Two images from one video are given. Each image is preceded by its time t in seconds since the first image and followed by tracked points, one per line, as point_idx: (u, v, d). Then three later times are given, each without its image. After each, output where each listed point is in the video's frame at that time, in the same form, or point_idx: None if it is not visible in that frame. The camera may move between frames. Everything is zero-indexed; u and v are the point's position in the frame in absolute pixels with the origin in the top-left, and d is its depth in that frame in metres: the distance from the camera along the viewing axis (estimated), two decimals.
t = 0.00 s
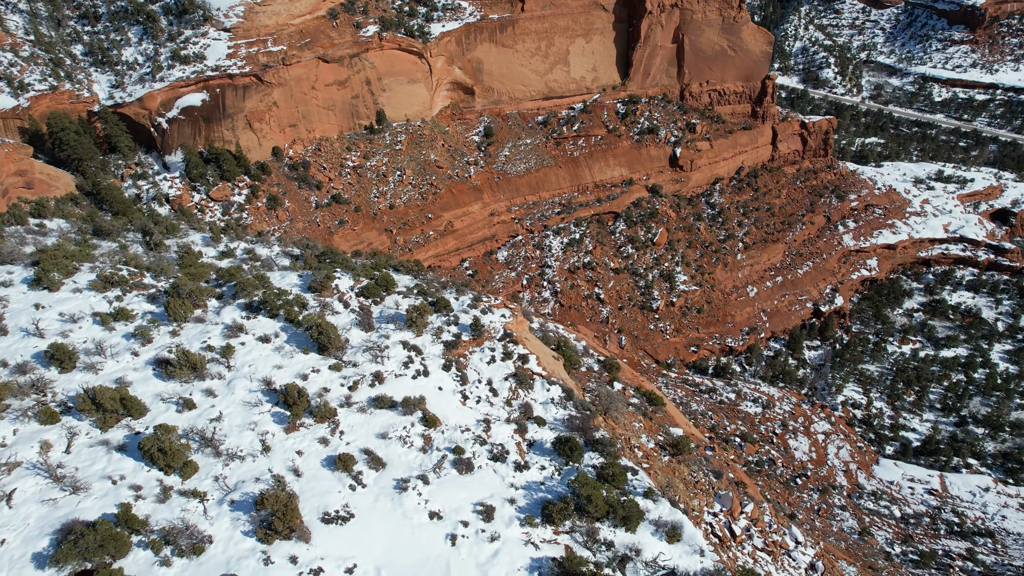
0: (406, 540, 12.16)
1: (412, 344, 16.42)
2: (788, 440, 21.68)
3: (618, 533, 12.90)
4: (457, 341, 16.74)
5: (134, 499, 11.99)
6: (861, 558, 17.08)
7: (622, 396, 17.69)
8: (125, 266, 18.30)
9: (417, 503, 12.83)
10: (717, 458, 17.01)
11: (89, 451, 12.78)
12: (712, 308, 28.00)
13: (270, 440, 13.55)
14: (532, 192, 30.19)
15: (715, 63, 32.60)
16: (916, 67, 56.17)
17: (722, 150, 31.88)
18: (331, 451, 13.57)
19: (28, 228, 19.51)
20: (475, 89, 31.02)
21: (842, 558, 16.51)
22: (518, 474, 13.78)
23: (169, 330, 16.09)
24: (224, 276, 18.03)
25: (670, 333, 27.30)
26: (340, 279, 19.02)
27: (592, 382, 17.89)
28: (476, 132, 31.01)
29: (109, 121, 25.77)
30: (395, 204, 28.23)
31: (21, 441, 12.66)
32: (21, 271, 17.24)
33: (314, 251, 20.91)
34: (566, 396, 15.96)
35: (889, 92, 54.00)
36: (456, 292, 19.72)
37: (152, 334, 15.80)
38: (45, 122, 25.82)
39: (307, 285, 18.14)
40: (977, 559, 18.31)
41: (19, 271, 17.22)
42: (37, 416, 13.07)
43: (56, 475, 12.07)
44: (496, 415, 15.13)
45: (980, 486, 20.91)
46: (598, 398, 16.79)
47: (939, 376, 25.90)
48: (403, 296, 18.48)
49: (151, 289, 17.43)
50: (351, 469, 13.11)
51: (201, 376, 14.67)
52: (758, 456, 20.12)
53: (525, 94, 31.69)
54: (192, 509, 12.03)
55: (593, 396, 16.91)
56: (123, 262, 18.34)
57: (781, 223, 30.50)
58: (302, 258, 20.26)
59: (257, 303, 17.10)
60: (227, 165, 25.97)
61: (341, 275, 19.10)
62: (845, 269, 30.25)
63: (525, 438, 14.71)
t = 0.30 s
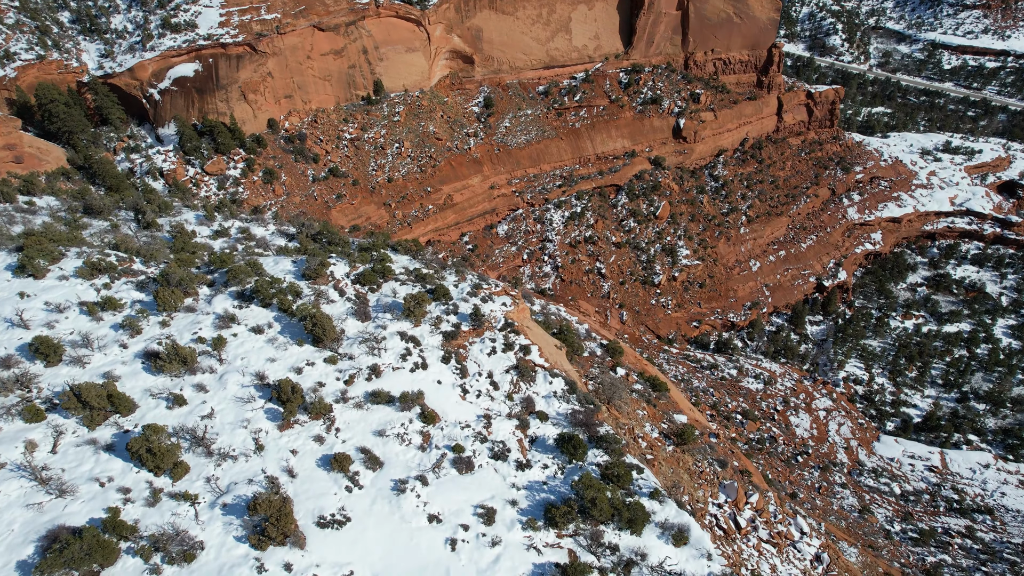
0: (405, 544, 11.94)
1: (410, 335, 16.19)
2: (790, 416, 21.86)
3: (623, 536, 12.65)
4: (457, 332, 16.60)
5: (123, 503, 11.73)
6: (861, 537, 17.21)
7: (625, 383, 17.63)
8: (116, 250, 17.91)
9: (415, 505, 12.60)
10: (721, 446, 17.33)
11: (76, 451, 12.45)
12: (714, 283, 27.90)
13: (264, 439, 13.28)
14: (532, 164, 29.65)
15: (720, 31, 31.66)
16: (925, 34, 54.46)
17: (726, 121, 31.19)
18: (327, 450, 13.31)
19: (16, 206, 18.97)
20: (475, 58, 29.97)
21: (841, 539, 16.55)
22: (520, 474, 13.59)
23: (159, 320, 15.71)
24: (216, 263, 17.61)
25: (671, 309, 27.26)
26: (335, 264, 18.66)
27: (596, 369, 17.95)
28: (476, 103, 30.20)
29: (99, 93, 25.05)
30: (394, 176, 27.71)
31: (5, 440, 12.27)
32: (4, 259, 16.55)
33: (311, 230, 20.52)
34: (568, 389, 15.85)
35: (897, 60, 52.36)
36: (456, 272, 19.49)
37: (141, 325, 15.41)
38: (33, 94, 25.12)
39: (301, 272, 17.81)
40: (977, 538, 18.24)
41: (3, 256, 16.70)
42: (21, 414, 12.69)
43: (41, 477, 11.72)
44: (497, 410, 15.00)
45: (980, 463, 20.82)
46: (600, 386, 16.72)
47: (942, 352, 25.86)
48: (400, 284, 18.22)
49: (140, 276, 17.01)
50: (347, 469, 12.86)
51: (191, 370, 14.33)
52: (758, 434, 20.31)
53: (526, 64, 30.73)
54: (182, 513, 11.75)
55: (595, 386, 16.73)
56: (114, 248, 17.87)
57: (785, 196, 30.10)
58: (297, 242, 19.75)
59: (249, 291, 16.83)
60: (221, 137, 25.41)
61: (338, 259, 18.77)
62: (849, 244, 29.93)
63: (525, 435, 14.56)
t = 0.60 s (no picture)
0: (401, 562, 11.19)
1: (407, 336, 15.30)
2: (792, 402, 21.84)
3: (629, 551, 11.91)
4: (455, 333, 15.65)
5: (109, 520, 10.97)
6: (863, 526, 17.29)
7: (629, 378, 16.92)
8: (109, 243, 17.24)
9: (413, 520, 11.83)
10: (726, 442, 16.79)
11: (60, 462, 11.72)
12: (716, 266, 27.77)
13: (256, 448, 12.51)
14: (533, 146, 29.21)
15: (725, 9, 30.93)
16: (933, 10, 53.23)
17: (730, 102, 30.59)
18: (323, 460, 12.54)
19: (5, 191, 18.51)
20: (474, 37, 29.19)
21: (845, 529, 16.67)
22: (521, 485, 12.86)
23: (149, 321, 14.98)
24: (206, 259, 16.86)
25: (673, 292, 27.15)
26: (329, 261, 17.65)
27: (599, 365, 17.11)
28: (476, 83, 29.52)
29: (90, 73, 24.46)
30: (392, 159, 27.25)
31: None
32: None
33: (306, 219, 19.93)
34: (572, 392, 14.91)
35: (903, 37, 51.08)
36: (456, 262, 19.11)
37: (130, 326, 14.67)
38: (22, 75, 24.56)
39: (295, 270, 16.95)
40: (978, 525, 18.27)
41: None
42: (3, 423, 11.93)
43: (22, 491, 10.94)
44: (497, 415, 14.13)
45: (982, 449, 20.78)
46: (604, 384, 15.94)
47: (945, 336, 25.67)
48: (398, 281, 17.28)
49: (129, 273, 16.34)
50: (343, 480, 12.08)
51: (182, 374, 13.58)
52: (761, 420, 20.41)
53: (526, 42, 29.93)
54: (171, 529, 11.01)
55: (600, 381, 16.13)
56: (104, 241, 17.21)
57: (789, 178, 29.80)
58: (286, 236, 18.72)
59: (241, 289, 16.03)
60: (216, 119, 24.79)
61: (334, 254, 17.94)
62: (852, 226, 29.71)
63: (527, 442, 13.74)
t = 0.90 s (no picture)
0: None
1: (405, 339, 14.73)
2: (794, 388, 21.89)
3: (635, 568, 11.58)
4: (456, 335, 14.98)
5: (96, 538, 10.50)
6: (864, 515, 17.03)
7: (630, 375, 16.14)
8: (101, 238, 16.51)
9: (410, 536, 11.51)
10: (731, 441, 15.66)
11: (45, 475, 11.20)
12: (719, 249, 27.50)
13: (249, 460, 12.04)
14: (534, 127, 28.64)
15: None
16: None
17: (735, 82, 30.04)
18: (318, 473, 12.12)
19: None
20: (473, 15, 28.49)
21: (846, 520, 16.20)
22: (523, 497, 12.48)
23: (137, 322, 14.33)
24: (197, 256, 16.19)
25: (675, 276, 26.95)
26: (324, 259, 16.96)
27: (602, 362, 16.43)
28: (475, 63, 28.92)
29: (81, 54, 23.91)
30: (390, 141, 26.75)
31: None
32: None
33: (301, 208, 19.40)
34: (575, 397, 14.32)
35: (911, 13, 49.95)
36: (456, 252, 18.76)
37: (117, 329, 14.03)
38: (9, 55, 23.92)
39: (287, 270, 16.22)
40: (980, 512, 18.28)
41: None
42: None
43: (5, 508, 10.45)
44: (498, 422, 13.68)
45: (985, 435, 20.74)
46: (607, 383, 15.33)
47: (949, 320, 25.46)
48: (395, 279, 16.54)
49: (117, 271, 15.60)
50: (338, 495, 11.71)
51: (171, 381, 12.98)
52: (763, 407, 20.48)
53: (527, 21, 29.26)
54: (160, 548, 10.58)
55: (602, 380, 15.45)
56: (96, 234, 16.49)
57: (793, 159, 29.41)
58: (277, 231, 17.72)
59: (232, 289, 15.32)
60: (211, 102, 24.34)
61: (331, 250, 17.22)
62: (857, 208, 29.33)
63: (529, 450, 13.29)
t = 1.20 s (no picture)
0: None
1: (402, 344, 14.34)
2: (796, 373, 21.87)
3: None
4: (455, 339, 14.67)
5: (82, 557, 10.35)
6: (866, 504, 17.26)
7: (635, 373, 16.08)
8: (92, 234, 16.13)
9: (409, 554, 11.14)
10: (736, 440, 15.72)
11: (30, 491, 10.98)
12: (722, 233, 27.24)
13: (240, 474, 11.77)
14: (535, 109, 28.15)
15: None
16: None
17: (738, 62, 29.62)
18: (313, 488, 11.75)
19: None
20: None
21: (849, 511, 16.41)
22: (525, 512, 12.16)
23: (124, 326, 13.98)
24: (187, 255, 15.68)
25: (677, 260, 26.73)
26: (318, 257, 16.52)
27: (605, 359, 16.20)
28: (475, 43, 28.21)
29: (71, 34, 23.15)
30: (389, 123, 26.26)
31: None
32: None
33: (298, 198, 18.99)
34: (578, 404, 14.11)
35: None
36: (455, 243, 18.56)
37: (104, 333, 13.68)
38: None
39: (281, 270, 15.82)
40: (982, 500, 18.15)
41: None
42: None
43: None
44: (499, 431, 13.38)
45: (987, 422, 20.60)
46: (610, 383, 15.18)
47: (953, 305, 25.24)
48: (392, 279, 16.14)
49: (104, 271, 15.18)
50: (333, 512, 11.34)
51: (160, 391, 12.69)
52: (765, 393, 20.51)
53: None
54: (148, 568, 10.41)
55: (605, 379, 15.33)
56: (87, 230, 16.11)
57: (798, 141, 28.94)
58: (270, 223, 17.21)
59: (222, 291, 14.91)
60: (205, 83, 23.76)
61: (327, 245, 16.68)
62: (861, 191, 28.93)
63: (531, 461, 13.00)
